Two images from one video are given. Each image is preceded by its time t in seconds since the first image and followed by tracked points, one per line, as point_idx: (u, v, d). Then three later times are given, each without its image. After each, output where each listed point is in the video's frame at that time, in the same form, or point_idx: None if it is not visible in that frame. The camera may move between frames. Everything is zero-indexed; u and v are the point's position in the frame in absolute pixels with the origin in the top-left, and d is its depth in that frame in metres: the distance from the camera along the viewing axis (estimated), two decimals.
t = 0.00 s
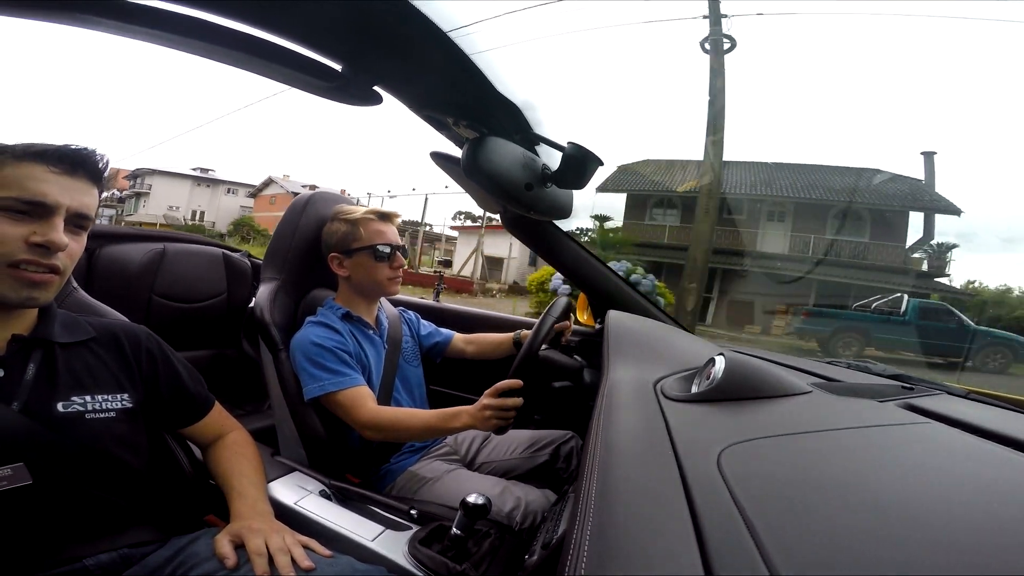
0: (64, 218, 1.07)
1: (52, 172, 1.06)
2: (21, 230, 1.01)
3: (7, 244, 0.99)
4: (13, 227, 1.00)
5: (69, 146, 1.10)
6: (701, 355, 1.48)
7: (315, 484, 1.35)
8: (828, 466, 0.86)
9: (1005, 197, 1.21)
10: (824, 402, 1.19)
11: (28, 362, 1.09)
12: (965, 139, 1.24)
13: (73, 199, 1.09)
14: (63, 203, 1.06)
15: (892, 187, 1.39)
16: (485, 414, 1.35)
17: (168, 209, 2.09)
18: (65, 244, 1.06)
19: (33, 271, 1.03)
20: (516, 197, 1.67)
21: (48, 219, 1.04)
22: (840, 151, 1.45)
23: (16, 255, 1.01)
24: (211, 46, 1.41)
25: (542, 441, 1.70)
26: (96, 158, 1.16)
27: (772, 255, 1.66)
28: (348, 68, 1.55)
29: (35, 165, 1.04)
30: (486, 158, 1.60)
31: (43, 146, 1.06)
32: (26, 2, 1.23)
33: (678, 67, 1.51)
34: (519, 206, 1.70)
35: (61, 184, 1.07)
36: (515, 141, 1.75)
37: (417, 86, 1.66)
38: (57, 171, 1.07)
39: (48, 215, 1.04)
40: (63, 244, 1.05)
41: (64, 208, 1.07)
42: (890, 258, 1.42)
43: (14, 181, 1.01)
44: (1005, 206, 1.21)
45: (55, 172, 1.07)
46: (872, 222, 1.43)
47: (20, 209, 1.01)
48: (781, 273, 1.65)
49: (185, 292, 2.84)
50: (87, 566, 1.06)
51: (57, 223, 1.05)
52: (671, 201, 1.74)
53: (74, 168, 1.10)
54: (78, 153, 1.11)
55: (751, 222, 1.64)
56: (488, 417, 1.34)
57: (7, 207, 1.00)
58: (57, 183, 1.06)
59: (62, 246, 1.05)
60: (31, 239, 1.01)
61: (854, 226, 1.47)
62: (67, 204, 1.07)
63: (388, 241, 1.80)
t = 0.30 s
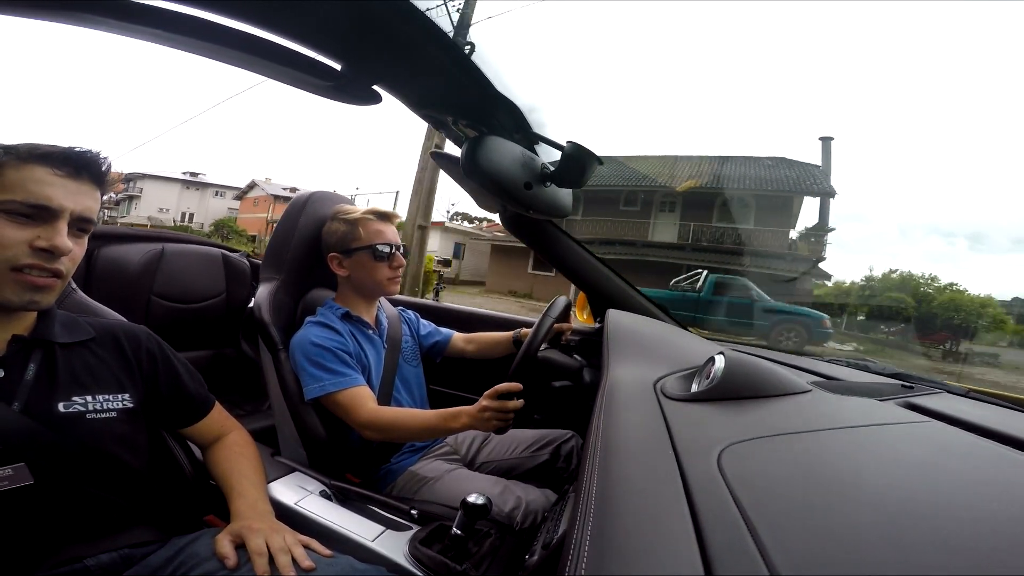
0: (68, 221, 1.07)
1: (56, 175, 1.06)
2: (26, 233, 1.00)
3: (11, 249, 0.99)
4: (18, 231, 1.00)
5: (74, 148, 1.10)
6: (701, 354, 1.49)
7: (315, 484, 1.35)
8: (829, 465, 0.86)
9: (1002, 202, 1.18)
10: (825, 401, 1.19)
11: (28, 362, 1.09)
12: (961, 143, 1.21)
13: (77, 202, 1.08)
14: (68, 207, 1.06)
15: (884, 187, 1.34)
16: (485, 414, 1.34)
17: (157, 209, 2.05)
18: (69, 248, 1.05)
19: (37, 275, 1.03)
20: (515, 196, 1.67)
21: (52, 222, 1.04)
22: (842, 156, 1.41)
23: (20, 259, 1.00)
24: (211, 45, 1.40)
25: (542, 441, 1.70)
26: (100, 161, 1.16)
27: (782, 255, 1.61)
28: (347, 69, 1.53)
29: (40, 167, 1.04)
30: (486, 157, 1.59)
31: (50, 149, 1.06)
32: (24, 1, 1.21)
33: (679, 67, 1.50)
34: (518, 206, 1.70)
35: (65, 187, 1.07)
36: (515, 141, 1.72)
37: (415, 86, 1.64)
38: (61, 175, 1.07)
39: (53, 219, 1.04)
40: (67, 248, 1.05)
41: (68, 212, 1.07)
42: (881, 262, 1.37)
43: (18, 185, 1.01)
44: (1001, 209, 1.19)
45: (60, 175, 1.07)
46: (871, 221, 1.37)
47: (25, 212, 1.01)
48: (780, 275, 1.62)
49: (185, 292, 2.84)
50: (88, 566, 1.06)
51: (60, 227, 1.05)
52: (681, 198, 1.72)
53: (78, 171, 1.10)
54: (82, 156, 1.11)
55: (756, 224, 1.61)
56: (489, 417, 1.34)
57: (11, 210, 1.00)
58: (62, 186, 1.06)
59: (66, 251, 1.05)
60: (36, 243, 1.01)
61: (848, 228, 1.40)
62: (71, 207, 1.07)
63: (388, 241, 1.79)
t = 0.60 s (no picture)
0: (71, 221, 1.07)
1: (59, 174, 1.06)
2: (30, 233, 1.00)
3: (15, 248, 0.98)
4: (22, 230, 1.00)
5: (77, 149, 1.11)
6: (701, 354, 1.49)
7: (315, 484, 1.35)
8: (829, 466, 0.86)
9: (1004, 200, 1.17)
10: (825, 401, 1.19)
11: (29, 362, 1.09)
12: (960, 144, 1.20)
13: (79, 202, 1.08)
14: (71, 206, 1.06)
15: (893, 188, 1.30)
16: (485, 414, 1.34)
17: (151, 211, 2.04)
18: (72, 247, 1.05)
19: (41, 275, 1.02)
20: (514, 195, 1.67)
21: (55, 222, 1.04)
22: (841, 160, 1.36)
23: (23, 258, 1.00)
24: (211, 45, 1.40)
25: (542, 441, 1.70)
26: (102, 162, 1.16)
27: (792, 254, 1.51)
28: (347, 69, 1.53)
29: (42, 166, 1.04)
30: (486, 157, 1.59)
31: (55, 149, 1.07)
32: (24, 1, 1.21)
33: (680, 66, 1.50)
34: (518, 206, 1.70)
35: (67, 187, 1.07)
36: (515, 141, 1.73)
37: (416, 86, 1.63)
38: (63, 174, 1.07)
39: (55, 219, 1.04)
40: (70, 247, 1.05)
41: (71, 211, 1.07)
42: (890, 262, 1.37)
43: (22, 185, 1.01)
44: (1002, 208, 1.18)
45: (63, 174, 1.07)
46: (877, 221, 1.35)
47: (29, 212, 1.01)
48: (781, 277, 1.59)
49: (184, 292, 2.83)
50: (88, 566, 1.06)
51: (64, 227, 1.05)
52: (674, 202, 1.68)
53: (80, 171, 1.10)
54: (85, 155, 1.12)
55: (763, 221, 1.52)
56: (490, 416, 1.34)
57: (15, 210, 0.99)
58: (63, 186, 1.06)
59: (69, 250, 1.05)
60: (40, 242, 1.01)
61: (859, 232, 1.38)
62: (74, 207, 1.07)
63: (387, 241, 1.79)
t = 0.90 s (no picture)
0: (77, 219, 1.07)
1: (65, 173, 1.06)
2: (36, 232, 1.00)
3: (21, 248, 0.98)
4: (27, 230, 0.99)
5: (83, 147, 1.11)
6: (701, 354, 1.49)
7: (315, 485, 1.35)
8: (830, 466, 0.86)
9: (1004, 197, 1.17)
10: (826, 401, 1.19)
11: (28, 363, 1.09)
12: (961, 144, 1.21)
13: (84, 201, 1.08)
14: (76, 205, 1.06)
15: (901, 188, 1.30)
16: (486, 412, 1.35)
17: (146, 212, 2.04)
18: (77, 246, 1.06)
19: (45, 275, 1.03)
20: (515, 196, 1.68)
21: (60, 221, 1.04)
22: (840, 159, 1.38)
23: (30, 258, 1.00)
24: (212, 45, 1.40)
25: (542, 441, 1.70)
26: (106, 160, 1.16)
27: (802, 252, 1.49)
28: (348, 69, 1.52)
29: (46, 165, 1.04)
30: (486, 157, 1.59)
31: (60, 147, 1.07)
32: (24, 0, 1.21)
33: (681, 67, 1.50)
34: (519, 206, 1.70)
35: (72, 186, 1.06)
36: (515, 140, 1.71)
37: (417, 86, 1.63)
38: (68, 173, 1.07)
39: (60, 218, 1.04)
40: (76, 247, 1.05)
41: (77, 210, 1.07)
42: (899, 262, 1.36)
43: (27, 183, 1.00)
44: (1002, 206, 1.18)
45: (67, 173, 1.07)
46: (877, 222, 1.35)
47: (33, 210, 1.01)
48: (790, 276, 1.59)
49: (184, 291, 2.83)
50: (88, 567, 1.06)
51: (69, 226, 1.05)
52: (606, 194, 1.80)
53: (85, 170, 1.10)
54: (90, 155, 1.12)
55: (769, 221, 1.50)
56: (492, 414, 1.34)
57: (20, 208, 1.00)
58: (68, 184, 1.06)
59: (74, 250, 1.05)
60: (46, 241, 1.01)
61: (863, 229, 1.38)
62: (79, 206, 1.07)
63: (387, 241, 1.79)
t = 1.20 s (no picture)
0: (58, 215, 1.06)
1: (40, 169, 1.05)
2: (16, 230, 1.00)
3: (3, 246, 0.98)
4: (7, 228, 0.99)
5: (54, 140, 1.08)
6: (701, 355, 1.49)
7: (315, 485, 1.35)
8: (830, 466, 0.86)
9: (1003, 194, 1.17)
10: (826, 402, 1.19)
11: (27, 364, 1.09)
12: (959, 144, 1.20)
13: (64, 195, 1.07)
14: (56, 200, 1.05)
15: (905, 188, 1.28)
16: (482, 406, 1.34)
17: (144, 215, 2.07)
18: (61, 242, 1.05)
19: (32, 272, 1.03)
20: (513, 195, 1.66)
21: (42, 218, 1.03)
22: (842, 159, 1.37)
23: (13, 257, 1.00)
24: (212, 46, 1.40)
25: (543, 441, 1.69)
26: (81, 149, 1.13)
27: (816, 252, 1.47)
28: (347, 69, 1.53)
29: (20, 161, 1.02)
30: (485, 157, 1.58)
31: (28, 142, 1.04)
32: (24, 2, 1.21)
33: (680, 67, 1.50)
34: (519, 206, 1.69)
35: (51, 181, 1.05)
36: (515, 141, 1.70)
37: (417, 87, 1.63)
38: (43, 168, 1.05)
39: (41, 215, 1.03)
40: (60, 243, 1.04)
41: (58, 206, 1.06)
42: (913, 262, 1.34)
43: (3, 181, 0.99)
44: (1000, 205, 1.18)
45: (42, 168, 1.05)
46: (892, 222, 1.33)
47: (12, 208, 1.00)
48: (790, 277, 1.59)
49: (184, 292, 2.84)
50: (87, 566, 1.06)
51: (52, 222, 1.04)
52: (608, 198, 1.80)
53: (61, 164, 1.08)
54: (64, 147, 1.09)
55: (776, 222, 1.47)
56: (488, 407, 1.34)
57: None
58: (46, 180, 1.04)
59: (59, 246, 1.04)
60: (27, 239, 1.00)
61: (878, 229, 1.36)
62: (59, 201, 1.06)
63: (382, 241, 1.78)
